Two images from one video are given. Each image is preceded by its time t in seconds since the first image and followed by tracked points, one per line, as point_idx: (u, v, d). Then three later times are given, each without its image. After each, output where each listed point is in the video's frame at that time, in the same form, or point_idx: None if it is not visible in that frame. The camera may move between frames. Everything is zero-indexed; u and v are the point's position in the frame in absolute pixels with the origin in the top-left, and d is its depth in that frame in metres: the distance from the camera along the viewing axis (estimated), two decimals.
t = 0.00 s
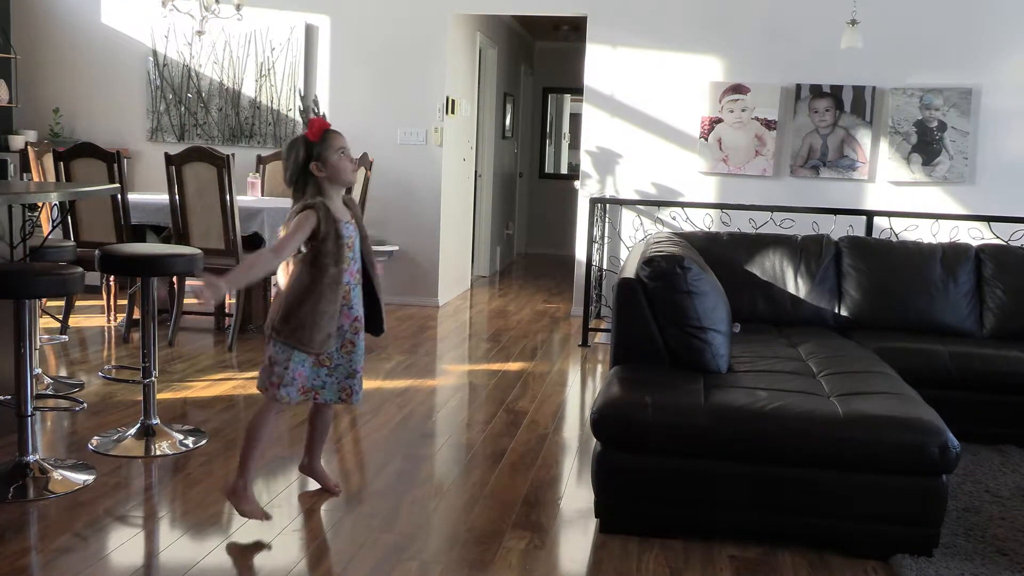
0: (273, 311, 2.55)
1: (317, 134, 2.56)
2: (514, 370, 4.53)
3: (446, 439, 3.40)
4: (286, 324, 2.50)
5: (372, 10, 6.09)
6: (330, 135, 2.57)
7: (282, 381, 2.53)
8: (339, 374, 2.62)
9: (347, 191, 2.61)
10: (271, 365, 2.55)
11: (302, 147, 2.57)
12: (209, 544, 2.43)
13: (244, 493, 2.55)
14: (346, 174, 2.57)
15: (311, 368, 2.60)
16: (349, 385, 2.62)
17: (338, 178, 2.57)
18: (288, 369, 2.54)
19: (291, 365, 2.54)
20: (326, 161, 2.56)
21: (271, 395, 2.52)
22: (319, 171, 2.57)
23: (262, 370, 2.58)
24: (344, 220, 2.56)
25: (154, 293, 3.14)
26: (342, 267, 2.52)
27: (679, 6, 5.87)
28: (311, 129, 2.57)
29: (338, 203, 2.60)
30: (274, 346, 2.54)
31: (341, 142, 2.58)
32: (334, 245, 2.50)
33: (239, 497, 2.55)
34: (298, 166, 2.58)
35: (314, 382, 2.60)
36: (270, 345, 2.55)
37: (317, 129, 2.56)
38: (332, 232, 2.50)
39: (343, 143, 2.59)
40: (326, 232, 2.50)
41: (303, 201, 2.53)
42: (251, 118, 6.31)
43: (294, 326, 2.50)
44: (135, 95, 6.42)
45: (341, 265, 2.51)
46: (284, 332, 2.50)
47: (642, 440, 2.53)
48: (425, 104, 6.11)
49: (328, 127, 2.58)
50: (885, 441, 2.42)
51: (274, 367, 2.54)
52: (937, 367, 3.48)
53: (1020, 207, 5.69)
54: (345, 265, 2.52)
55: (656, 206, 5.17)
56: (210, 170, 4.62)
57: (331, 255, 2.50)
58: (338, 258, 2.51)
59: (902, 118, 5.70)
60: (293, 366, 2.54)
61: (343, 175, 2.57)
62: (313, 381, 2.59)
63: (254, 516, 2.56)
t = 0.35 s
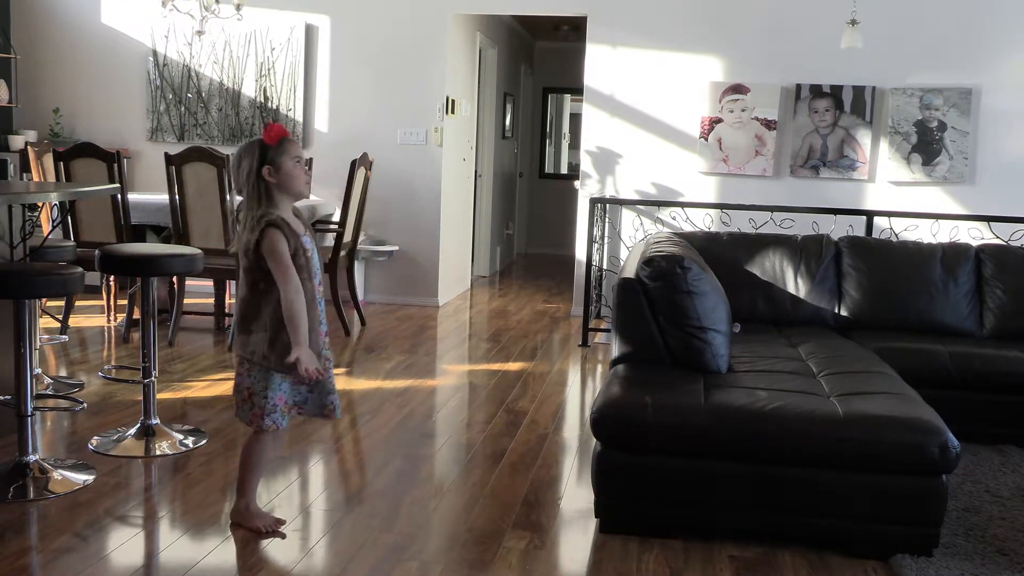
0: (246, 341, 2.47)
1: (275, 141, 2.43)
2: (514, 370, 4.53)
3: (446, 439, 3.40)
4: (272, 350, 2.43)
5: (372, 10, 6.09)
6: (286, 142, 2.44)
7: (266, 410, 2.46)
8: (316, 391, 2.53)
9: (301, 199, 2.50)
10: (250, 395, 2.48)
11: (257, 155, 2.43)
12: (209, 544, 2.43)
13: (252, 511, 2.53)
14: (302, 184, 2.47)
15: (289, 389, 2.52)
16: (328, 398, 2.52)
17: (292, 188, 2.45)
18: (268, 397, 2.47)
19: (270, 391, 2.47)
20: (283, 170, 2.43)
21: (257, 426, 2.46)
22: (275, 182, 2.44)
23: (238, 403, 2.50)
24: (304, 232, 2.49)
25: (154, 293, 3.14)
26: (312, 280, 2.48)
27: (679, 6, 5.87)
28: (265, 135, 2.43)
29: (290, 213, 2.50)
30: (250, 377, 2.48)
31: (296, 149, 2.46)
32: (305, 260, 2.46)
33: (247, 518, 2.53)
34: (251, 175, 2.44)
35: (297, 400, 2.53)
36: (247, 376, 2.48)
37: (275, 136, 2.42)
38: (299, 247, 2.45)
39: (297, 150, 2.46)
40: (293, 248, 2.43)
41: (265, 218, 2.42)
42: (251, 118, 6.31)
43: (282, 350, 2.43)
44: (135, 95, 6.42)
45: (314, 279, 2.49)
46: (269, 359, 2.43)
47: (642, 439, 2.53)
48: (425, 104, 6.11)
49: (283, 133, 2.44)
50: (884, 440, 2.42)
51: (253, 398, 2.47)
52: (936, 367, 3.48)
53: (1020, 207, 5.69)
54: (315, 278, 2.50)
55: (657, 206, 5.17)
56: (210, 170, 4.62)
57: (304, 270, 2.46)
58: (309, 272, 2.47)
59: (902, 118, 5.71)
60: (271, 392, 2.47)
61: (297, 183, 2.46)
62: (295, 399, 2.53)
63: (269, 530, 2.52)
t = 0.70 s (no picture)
0: (255, 341, 2.45)
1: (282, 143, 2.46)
2: (514, 370, 4.53)
3: (446, 439, 3.40)
4: (289, 344, 2.44)
5: (372, 9, 6.09)
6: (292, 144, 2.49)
7: (281, 412, 2.47)
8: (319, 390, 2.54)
9: (307, 199, 2.55)
10: (261, 399, 2.46)
11: (265, 155, 2.46)
12: (209, 544, 2.43)
13: (255, 512, 2.54)
14: (310, 185, 2.52)
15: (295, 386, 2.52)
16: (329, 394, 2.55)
17: (300, 188, 2.49)
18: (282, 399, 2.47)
19: (286, 392, 2.48)
20: (291, 171, 2.47)
21: (273, 430, 2.46)
22: (282, 180, 2.47)
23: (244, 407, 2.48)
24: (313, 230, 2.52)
25: (154, 294, 3.14)
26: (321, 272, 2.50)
27: (679, 6, 5.87)
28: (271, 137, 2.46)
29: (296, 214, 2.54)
30: (267, 382, 2.46)
31: (301, 152, 2.51)
32: (315, 252, 2.47)
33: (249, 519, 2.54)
34: (258, 174, 2.46)
35: (308, 404, 2.53)
36: (260, 380, 2.46)
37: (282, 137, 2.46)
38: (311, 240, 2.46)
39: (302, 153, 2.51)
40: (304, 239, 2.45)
41: (275, 213, 2.44)
42: (251, 118, 6.31)
43: (299, 344, 2.45)
44: (135, 95, 6.42)
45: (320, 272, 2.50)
46: (286, 353, 2.45)
47: (642, 439, 2.53)
48: (425, 104, 6.11)
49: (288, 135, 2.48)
50: (884, 440, 2.42)
51: (269, 402, 2.46)
52: (936, 367, 3.48)
53: (1021, 207, 5.69)
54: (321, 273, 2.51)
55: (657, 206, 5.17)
56: (209, 170, 4.62)
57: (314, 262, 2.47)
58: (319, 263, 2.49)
59: (902, 118, 5.71)
60: (283, 395, 2.48)
61: (304, 184, 2.51)
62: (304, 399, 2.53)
63: (272, 530, 2.51)
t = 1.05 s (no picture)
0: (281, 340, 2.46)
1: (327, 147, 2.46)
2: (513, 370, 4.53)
3: (446, 439, 3.40)
4: (317, 348, 2.45)
5: (372, 10, 6.09)
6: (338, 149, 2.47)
7: (291, 412, 2.47)
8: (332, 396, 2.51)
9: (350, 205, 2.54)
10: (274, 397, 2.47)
11: (311, 160, 2.45)
12: (209, 544, 2.43)
13: (255, 511, 2.53)
14: (354, 192, 2.51)
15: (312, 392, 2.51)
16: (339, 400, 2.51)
17: (345, 194, 2.48)
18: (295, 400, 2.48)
19: (298, 393, 2.48)
20: (335, 176, 2.46)
21: (281, 429, 2.46)
22: (327, 187, 2.46)
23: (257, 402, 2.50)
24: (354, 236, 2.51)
25: (154, 294, 3.14)
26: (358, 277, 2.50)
27: (679, 6, 5.87)
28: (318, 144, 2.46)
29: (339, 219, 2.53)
30: (279, 379, 2.48)
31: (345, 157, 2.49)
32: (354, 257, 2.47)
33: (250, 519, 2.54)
34: (303, 180, 2.45)
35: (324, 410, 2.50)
36: (274, 377, 2.48)
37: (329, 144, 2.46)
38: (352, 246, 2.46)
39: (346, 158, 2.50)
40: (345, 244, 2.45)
41: (318, 218, 2.44)
42: (251, 118, 6.32)
43: (327, 348, 2.45)
44: (135, 95, 6.42)
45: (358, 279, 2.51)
46: (313, 357, 2.45)
47: (642, 439, 2.53)
48: (425, 103, 6.11)
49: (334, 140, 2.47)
50: (884, 440, 2.42)
51: (280, 400, 2.47)
52: (937, 367, 3.48)
53: (1020, 207, 5.69)
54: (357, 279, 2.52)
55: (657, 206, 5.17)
56: (209, 170, 4.61)
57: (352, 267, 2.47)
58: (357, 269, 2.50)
59: (902, 118, 5.71)
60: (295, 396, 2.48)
61: (348, 189, 2.49)
62: (314, 406, 2.51)
63: (271, 531, 2.51)
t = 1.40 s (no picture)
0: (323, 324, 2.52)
1: (363, 140, 2.54)
2: (514, 370, 4.53)
3: (446, 439, 3.40)
4: (349, 334, 2.47)
5: (372, 10, 6.10)
6: (376, 142, 2.54)
7: (349, 392, 2.50)
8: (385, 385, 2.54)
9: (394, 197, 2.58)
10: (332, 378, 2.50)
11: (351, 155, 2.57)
12: (208, 544, 2.43)
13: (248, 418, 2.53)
14: (388, 184, 2.53)
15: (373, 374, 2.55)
16: (398, 396, 2.53)
17: (379, 187, 2.53)
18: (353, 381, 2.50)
19: (355, 374, 2.51)
20: (370, 170, 2.53)
21: (339, 409, 2.49)
22: (363, 179, 2.55)
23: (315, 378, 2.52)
24: (392, 228, 2.55)
25: (154, 294, 3.13)
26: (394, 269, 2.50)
27: (679, 6, 5.87)
28: (354, 138, 2.56)
29: (386, 211, 2.58)
30: (334, 358, 2.50)
31: (387, 150, 2.54)
32: (385, 246, 2.50)
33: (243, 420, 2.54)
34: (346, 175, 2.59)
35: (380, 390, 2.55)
36: (330, 357, 2.51)
37: (362, 137, 2.54)
38: (383, 237, 2.50)
39: (387, 151, 2.54)
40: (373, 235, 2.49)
41: (350, 210, 2.52)
42: (251, 118, 6.32)
43: (358, 332, 2.46)
44: (135, 95, 6.42)
45: (395, 268, 2.50)
46: (344, 340, 2.47)
47: (642, 440, 2.53)
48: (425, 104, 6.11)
49: (372, 132, 2.54)
50: (884, 440, 2.42)
51: (336, 380, 2.50)
52: (937, 367, 3.48)
53: (1020, 207, 5.69)
54: (398, 268, 2.52)
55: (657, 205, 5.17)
56: (209, 170, 4.62)
57: (386, 257, 2.49)
58: (392, 260, 2.50)
59: (902, 118, 5.70)
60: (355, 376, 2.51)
61: (383, 182, 2.53)
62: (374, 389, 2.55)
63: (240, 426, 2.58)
